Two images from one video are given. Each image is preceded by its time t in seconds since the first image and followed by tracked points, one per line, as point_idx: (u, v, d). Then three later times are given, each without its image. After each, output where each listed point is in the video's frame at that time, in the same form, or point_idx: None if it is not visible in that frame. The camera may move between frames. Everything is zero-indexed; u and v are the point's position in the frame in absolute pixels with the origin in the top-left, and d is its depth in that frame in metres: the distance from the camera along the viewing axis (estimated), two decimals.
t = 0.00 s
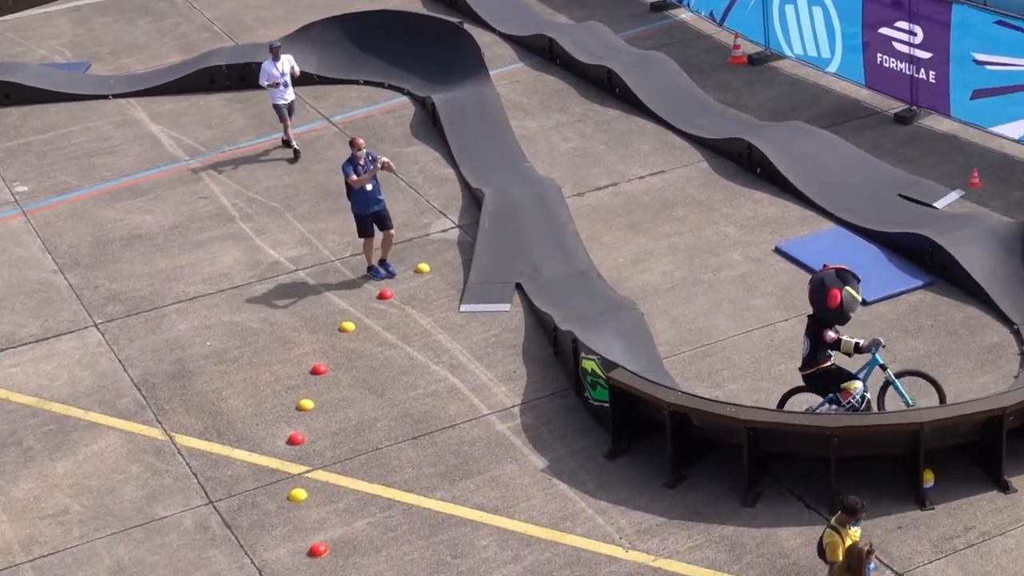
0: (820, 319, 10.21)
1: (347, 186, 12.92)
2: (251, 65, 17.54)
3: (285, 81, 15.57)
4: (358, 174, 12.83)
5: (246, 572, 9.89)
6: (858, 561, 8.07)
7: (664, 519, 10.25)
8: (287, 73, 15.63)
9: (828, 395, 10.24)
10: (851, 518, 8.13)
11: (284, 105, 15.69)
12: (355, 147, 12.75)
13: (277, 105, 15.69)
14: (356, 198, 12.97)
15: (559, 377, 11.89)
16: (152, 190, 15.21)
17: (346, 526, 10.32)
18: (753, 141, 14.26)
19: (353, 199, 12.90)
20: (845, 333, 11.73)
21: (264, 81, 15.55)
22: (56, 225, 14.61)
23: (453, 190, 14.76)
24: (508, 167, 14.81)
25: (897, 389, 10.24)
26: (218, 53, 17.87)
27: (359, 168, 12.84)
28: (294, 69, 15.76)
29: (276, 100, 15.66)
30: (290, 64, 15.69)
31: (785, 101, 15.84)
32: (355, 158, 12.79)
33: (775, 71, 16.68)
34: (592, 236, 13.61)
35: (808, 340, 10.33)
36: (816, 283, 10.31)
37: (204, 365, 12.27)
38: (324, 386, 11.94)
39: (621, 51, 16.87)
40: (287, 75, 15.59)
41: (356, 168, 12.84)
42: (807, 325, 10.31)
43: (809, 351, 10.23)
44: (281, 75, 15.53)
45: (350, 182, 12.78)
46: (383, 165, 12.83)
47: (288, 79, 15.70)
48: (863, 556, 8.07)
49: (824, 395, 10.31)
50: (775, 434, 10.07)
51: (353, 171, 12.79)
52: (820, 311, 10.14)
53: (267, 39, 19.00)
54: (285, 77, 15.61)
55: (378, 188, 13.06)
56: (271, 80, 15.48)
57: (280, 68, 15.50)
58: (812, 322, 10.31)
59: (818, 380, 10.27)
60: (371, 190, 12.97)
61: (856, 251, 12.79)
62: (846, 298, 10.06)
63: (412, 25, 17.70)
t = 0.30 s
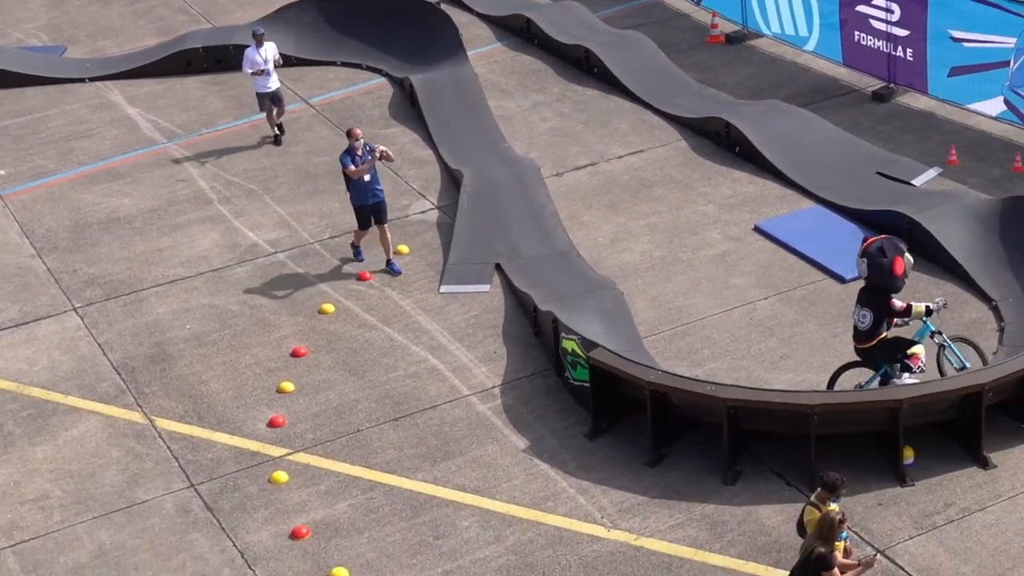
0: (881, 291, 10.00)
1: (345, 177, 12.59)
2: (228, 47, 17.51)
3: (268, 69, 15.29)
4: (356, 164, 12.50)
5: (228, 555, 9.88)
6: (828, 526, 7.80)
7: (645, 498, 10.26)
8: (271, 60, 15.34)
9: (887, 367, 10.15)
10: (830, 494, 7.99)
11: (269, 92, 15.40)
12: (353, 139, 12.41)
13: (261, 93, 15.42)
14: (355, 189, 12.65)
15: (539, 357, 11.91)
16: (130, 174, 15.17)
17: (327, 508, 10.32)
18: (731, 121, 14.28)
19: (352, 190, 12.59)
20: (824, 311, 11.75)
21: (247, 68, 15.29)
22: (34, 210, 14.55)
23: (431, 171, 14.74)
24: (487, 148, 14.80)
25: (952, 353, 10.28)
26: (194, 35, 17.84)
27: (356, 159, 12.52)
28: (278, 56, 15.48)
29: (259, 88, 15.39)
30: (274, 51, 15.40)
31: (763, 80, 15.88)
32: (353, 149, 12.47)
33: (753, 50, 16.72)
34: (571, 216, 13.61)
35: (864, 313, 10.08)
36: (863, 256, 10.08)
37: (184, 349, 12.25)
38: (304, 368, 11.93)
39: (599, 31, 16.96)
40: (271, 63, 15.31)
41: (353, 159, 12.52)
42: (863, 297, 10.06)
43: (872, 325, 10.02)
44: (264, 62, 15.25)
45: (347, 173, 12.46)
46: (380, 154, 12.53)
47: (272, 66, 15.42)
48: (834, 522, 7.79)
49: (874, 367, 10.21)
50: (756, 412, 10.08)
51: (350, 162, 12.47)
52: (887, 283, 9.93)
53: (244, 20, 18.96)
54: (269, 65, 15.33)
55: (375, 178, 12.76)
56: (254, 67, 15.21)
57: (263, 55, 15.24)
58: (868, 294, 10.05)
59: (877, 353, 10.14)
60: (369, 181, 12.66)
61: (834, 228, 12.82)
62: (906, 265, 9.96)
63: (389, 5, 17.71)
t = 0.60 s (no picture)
0: (929, 265, 9.91)
1: (340, 168, 12.51)
2: (209, 33, 17.48)
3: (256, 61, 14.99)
4: (351, 154, 12.48)
5: (213, 541, 9.87)
6: (809, 504, 7.68)
7: (629, 482, 10.27)
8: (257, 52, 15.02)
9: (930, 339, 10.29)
10: (808, 476, 8.00)
11: (256, 85, 15.10)
12: (348, 127, 12.36)
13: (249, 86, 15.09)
14: (350, 179, 12.56)
15: (523, 342, 11.91)
16: (112, 160, 15.13)
17: (312, 494, 10.31)
18: (714, 105, 14.32)
19: (349, 180, 12.49)
20: (807, 294, 11.77)
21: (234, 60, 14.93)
22: (15, 197, 14.51)
23: (414, 156, 14.73)
24: (470, 133, 14.79)
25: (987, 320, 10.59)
26: (175, 20, 17.81)
27: (352, 149, 12.46)
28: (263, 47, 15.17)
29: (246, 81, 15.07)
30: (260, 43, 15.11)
31: (745, 64, 15.91)
32: (348, 138, 12.41)
33: (734, 34, 16.76)
34: (554, 201, 13.62)
35: (912, 288, 9.99)
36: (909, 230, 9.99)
37: (167, 335, 12.23)
38: (288, 354, 11.92)
39: (582, 15, 17.04)
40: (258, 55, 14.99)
41: (348, 149, 12.47)
42: (911, 271, 9.95)
43: (922, 300, 9.97)
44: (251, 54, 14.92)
45: (345, 162, 12.40)
46: (376, 143, 12.54)
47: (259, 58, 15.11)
48: (815, 501, 7.70)
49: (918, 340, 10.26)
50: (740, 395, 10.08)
51: (346, 151, 12.43)
52: (937, 256, 9.87)
53: (226, 6, 18.93)
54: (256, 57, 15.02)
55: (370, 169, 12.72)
56: (243, 59, 14.88)
57: (251, 47, 14.89)
58: (916, 268, 9.95)
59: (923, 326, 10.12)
60: (365, 171, 12.60)
61: (818, 211, 12.85)
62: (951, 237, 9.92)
63: None
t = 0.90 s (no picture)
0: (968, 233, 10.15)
1: (329, 160, 12.28)
2: (188, 18, 17.45)
3: (241, 53, 14.75)
4: (342, 146, 12.25)
5: (193, 528, 9.86)
6: (790, 499, 7.39)
7: (609, 467, 10.28)
8: (244, 44, 14.79)
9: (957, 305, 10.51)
10: (781, 453, 8.07)
11: (242, 77, 14.84)
12: (338, 119, 12.13)
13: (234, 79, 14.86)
14: (338, 172, 12.34)
15: (503, 328, 11.92)
16: (91, 146, 15.09)
17: (292, 480, 10.31)
18: (693, 91, 14.35)
19: (339, 172, 12.27)
20: (786, 280, 11.79)
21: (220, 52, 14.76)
22: None
23: (394, 142, 14.72)
24: (451, 119, 14.79)
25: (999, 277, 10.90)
26: (154, 6, 17.77)
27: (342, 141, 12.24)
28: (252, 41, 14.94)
29: (231, 73, 14.84)
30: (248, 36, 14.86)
31: (724, 50, 15.95)
32: (338, 130, 12.18)
33: (713, 20, 16.80)
34: (534, 186, 13.64)
35: (954, 256, 10.17)
36: (945, 201, 10.14)
37: (147, 321, 12.22)
38: (268, 340, 11.92)
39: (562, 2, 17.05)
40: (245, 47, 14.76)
41: (338, 141, 12.25)
42: (953, 241, 10.14)
43: (965, 266, 10.19)
44: (236, 46, 14.70)
45: (336, 155, 12.17)
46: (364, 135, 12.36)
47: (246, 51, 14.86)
48: (796, 495, 7.40)
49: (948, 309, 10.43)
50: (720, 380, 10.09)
51: (337, 143, 12.20)
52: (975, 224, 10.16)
53: None
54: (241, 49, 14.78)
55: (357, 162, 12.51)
56: (226, 51, 14.68)
57: (237, 39, 14.69)
58: (958, 237, 10.15)
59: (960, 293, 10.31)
60: (354, 164, 12.39)
61: (798, 199, 12.86)
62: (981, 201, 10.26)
63: None
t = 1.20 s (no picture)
0: (989, 202, 10.37)
1: (323, 156, 12.21)
2: (176, 13, 17.43)
3: (231, 57, 14.55)
4: (338, 142, 12.21)
5: (182, 523, 9.85)
6: (782, 500, 7.36)
7: (598, 462, 10.28)
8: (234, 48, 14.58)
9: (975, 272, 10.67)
10: (767, 442, 8.09)
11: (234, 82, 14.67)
12: (332, 115, 12.11)
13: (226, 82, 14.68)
14: (331, 169, 12.27)
15: (492, 323, 11.92)
16: (79, 141, 15.07)
17: (280, 475, 10.31)
18: (681, 85, 14.37)
19: (333, 168, 12.22)
20: (775, 274, 11.79)
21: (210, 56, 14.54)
22: None
23: (383, 137, 14.71)
24: (439, 114, 14.79)
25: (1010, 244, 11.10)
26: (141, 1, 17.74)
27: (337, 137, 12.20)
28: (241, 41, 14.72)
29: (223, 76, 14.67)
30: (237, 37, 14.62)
31: (712, 44, 15.97)
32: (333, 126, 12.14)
33: (700, 14, 16.82)
34: (523, 181, 13.64)
35: (978, 225, 10.32)
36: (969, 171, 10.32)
37: (135, 317, 12.21)
38: (257, 335, 11.91)
39: None
40: (236, 51, 14.56)
41: (332, 137, 12.21)
42: (978, 210, 10.33)
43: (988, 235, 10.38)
44: (227, 51, 14.50)
45: (333, 151, 12.12)
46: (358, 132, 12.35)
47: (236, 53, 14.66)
48: (788, 496, 7.38)
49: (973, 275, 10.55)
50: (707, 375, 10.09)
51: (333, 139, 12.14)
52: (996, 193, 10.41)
53: None
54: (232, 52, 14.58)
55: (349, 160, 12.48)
56: (217, 56, 14.49)
57: (227, 44, 14.48)
58: (981, 205, 10.34)
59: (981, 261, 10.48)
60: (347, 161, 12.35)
61: (787, 193, 12.87)
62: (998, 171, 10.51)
63: None
